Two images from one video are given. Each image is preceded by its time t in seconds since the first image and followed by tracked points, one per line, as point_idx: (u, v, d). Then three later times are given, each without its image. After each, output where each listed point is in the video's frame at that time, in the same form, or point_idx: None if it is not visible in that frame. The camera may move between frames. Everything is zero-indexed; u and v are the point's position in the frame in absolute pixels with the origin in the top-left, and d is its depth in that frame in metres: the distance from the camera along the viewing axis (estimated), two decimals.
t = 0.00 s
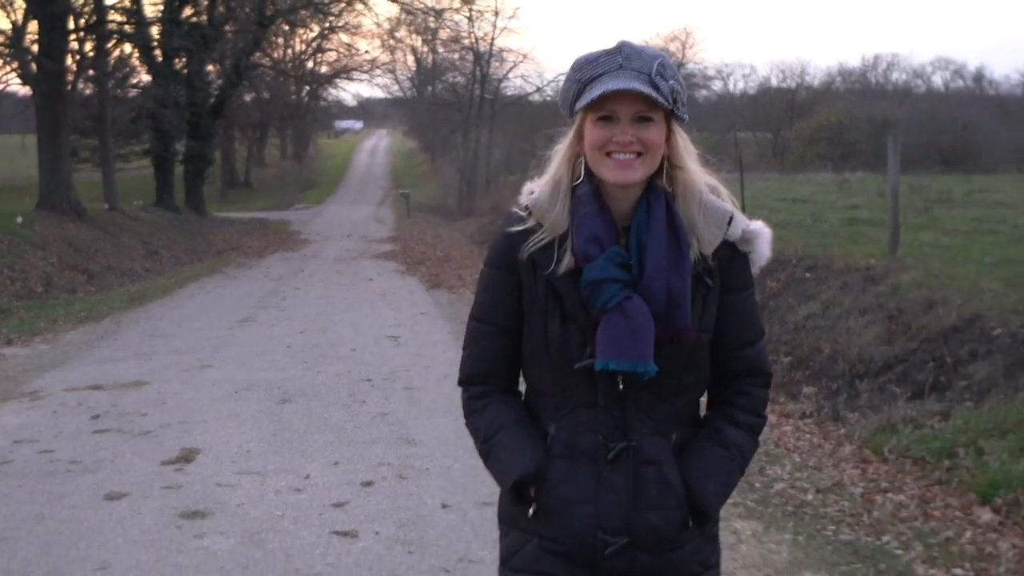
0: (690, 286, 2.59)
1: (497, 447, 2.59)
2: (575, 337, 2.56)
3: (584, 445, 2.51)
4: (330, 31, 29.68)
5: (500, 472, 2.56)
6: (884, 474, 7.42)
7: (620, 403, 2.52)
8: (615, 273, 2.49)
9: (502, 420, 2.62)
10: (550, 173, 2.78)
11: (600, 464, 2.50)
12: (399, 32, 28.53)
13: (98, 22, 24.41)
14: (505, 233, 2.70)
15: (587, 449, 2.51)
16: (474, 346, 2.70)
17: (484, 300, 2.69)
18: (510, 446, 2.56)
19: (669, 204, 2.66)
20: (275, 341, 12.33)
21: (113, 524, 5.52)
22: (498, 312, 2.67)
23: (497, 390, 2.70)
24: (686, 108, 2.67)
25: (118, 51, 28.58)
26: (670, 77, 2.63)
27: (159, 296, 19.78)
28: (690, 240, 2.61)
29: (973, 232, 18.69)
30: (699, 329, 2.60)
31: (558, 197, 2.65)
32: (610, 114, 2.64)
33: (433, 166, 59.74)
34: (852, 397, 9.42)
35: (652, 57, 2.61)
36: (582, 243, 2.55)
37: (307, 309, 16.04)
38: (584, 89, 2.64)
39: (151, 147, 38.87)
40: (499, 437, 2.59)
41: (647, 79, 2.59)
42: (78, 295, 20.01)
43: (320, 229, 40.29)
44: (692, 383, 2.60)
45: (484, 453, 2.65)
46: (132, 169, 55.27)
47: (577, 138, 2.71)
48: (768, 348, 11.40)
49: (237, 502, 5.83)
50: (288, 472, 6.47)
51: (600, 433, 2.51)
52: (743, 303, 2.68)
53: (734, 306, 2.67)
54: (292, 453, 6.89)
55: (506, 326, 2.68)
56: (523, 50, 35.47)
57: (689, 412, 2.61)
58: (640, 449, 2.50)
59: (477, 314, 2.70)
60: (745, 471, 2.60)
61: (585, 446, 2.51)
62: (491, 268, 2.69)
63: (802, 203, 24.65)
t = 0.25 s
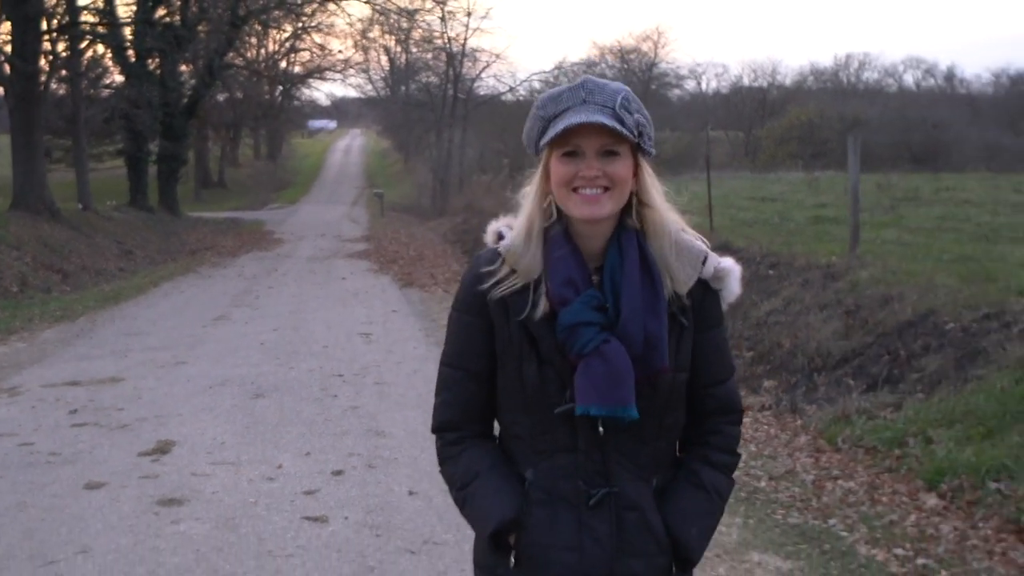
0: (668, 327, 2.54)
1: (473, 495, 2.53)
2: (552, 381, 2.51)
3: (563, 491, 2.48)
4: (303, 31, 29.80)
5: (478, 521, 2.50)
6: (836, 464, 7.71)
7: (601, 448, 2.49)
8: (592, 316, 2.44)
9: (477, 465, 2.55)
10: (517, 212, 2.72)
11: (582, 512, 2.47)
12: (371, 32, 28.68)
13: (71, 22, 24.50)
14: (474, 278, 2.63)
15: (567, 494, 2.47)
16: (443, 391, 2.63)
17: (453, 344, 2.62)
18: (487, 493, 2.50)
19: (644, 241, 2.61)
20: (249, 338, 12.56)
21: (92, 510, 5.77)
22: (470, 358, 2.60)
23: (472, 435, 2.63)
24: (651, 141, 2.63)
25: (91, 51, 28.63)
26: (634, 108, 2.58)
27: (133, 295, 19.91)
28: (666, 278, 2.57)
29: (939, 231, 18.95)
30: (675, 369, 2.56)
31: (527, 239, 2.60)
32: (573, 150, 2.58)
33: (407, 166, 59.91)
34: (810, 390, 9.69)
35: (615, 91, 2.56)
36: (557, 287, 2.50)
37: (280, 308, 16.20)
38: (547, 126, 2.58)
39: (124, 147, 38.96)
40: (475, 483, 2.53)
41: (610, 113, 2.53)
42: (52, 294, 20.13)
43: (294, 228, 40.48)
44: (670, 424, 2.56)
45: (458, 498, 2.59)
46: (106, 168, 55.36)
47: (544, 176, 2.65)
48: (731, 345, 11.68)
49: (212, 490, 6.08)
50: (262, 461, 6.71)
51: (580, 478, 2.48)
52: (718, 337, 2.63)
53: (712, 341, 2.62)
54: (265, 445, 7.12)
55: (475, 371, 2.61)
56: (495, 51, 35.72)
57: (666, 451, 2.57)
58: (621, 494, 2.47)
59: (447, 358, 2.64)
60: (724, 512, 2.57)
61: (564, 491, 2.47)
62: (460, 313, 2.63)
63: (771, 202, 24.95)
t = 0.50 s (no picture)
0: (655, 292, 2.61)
1: (458, 471, 2.57)
2: (537, 349, 2.56)
3: (550, 461, 2.53)
4: (278, 33, 29.94)
5: (464, 499, 2.55)
6: (795, 455, 7.99)
7: (586, 417, 2.55)
8: (581, 280, 2.50)
9: (461, 443, 2.60)
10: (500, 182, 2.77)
11: (567, 482, 2.52)
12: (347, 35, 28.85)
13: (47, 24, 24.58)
14: (459, 244, 2.67)
15: (551, 466, 2.53)
16: (425, 366, 2.67)
17: (437, 315, 2.67)
18: (473, 469, 2.55)
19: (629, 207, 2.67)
20: (227, 337, 12.79)
21: (77, 498, 6.02)
22: (453, 329, 2.65)
23: (453, 411, 2.68)
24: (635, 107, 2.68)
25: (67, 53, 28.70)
26: (618, 74, 2.63)
27: (112, 296, 20.07)
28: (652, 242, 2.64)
29: (907, 231, 19.26)
30: (664, 337, 2.64)
31: (514, 206, 2.65)
32: (558, 117, 2.64)
33: (383, 168, 60.08)
34: (774, 384, 9.99)
35: (601, 56, 2.61)
36: (545, 253, 2.56)
37: (257, 308, 16.38)
38: (534, 92, 2.63)
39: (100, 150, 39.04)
40: (460, 457, 2.58)
41: (594, 79, 2.58)
42: (31, 295, 20.27)
43: (270, 230, 40.66)
44: (656, 392, 2.64)
45: (440, 478, 2.63)
46: (81, 172, 55.42)
47: (529, 142, 2.70)
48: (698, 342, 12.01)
49: (193, 480, 6.32)
50: (241, 453, 6.96)
51: (566, 447, 2.53)
52: (702, 308, 2.72)
53: (696, 313, 2.71)
54: (244, 438, 7.37)
55: (460, 340, 2.66)
56: (471, 53, 35.95)
57: (649, 424, 2.65)
58: (607, 464, 2.54)
59: (428, 329, 2.68)
60: (708, 482, 2.66)
61: (550, 461, 2.53)
62: (444, 283, 2.67)
63: (744, 203, 25.28)
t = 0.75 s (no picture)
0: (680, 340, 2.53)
1: (474, 526, 2.45)
2: (560, 396, 2.45)
3: (571, 512, 2.43)
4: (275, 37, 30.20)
5: (483, 555, 2.43)
6: (780, 448, 8.27)
7: (609, 466, 2.45)
8: (608, 328, 2.40)
9: (477, 492, 2.48)
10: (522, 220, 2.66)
11: (590, 532, 2.43)
12: (344, 39, 29.09)
13: (46, 30, 24.75)
14: (478, 283, 2.54)
15: (572, 518, 2.43)
16: (440, 409, 2.55)
17: (454, 357, 2.54)
18: (492, 520, 2.44)
19: (655, 253, 2.59)
20: (228, 337, 13.04)
21: (89, 487, 6.31)
22: (469, 374, 2.52)
23: (473, 460, 2.55)
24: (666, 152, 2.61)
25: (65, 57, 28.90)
26: (651, 116, 2.56)
27: (113, 299, 20.29)
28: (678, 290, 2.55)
29: (899, 234, 19.52)
30: (687, 383, 2.55)
31: (539, 246, 2.54)
32: (587, 158, 2.55)
33: (380, 170, 60.47)
34: (761, 381, 10.23)
35: (633, 98, 2.53)
36: (570, 298, 2.45)
37: (256, 310, 16.60)
38: (563, 131, 2.54)
39: (99, 153, 39.30)
40: (479, 507, 2.46)
41: (627, 120, 2.50)
42: (32, 298, 20.49)
43: (268, 233, 40.97)
44: (677, 439, 2.55)
45: (458, 530, 2.50)
46: (80, 175, 55.75)
47: (555, 182, 2.61)
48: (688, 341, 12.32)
49: (198, 471, 6.60)
50: (244, 446, 7.24)
51: (589, 497, 2.43)
52: (720, 353, 2.65)
53: (717, 360, 2.64)
54: (247, 432, 7.64)
55: (476, 386, 2.53)
56: (467, 57, 36.28)
57: (672, 469, 2.56)
58: (631, 514, 2.43)
59: (445, 372, 2.55)
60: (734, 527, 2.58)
61: (573, 514, 2.43)
62: (462, 325, 2.54)
63: (737, 205, 25.56)
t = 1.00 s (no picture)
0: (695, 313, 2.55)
1: (491, 500, 2.53)
2: (569, 369, 2.50)
3: (584, 487, 2.47)
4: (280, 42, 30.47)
5: (494, 526, 2.50)
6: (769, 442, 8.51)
7: (620, 443, 2.48)
8: (616, 298, 2.43)
9: (494, 468, 2.55)
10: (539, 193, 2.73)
11: (602, 507, 2.46)
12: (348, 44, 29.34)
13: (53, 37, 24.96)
14: (496, 257, 2.63)
15: (588, 494, 2.46)
16: (459, 388, 2.63)
17: (472, 333, 2.61)
18: (510, 493, 2.50)
19: (670, 227, 2.62)
20: (234, 339, 13.31)
21: (99, 480, 6.56)
22: (483, 348, 2.59)
23: (490, 436, 2.62)
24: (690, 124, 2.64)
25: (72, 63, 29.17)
26: (679, 90, 2.60)
27: (120, 302, 20.55)
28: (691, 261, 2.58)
29: (898, 235, 19.67)
30: (706, 357, 2.56)
31: (550, 221, 2.61)
32: (607, 131, 2.60)
33: (385, 175, 60.71)
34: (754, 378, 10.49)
35: (659, 71, 2.58)
36: (578, 269, 2.50)
37: (261, 312, 16.81)
38: (585, 102, 2.59)
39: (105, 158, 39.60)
40: (495, 484, 2.53)
41: (648, 92, 2.54)
42: (40, 301, 20.77)
43: (273, 237, 41.28)
44: (698, 417, 2.57)
45: (475, 508, 2.58)
46: (86, 180, 56.10)
47: (575, 156, 2.68)
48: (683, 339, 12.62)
49: (205, 464, 6.86)
50: (248, 441, 7.49)
51: (603, 472, 2.46)
52: (747, 328, 2.65)
53: (738, 335, 2.64)
54: (252, 428, 7.90)
55: (492, 360, 2.59)
56: (471, 61, 36.47)
57: (693, 452, 2.57)
58: (644, 491, 2.46)
59: (462, 351, 2.63)
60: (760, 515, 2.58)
61: (586, 487, 2.47)
62: (479, 299, 2.62)
63: (739, 207, 25.77)
